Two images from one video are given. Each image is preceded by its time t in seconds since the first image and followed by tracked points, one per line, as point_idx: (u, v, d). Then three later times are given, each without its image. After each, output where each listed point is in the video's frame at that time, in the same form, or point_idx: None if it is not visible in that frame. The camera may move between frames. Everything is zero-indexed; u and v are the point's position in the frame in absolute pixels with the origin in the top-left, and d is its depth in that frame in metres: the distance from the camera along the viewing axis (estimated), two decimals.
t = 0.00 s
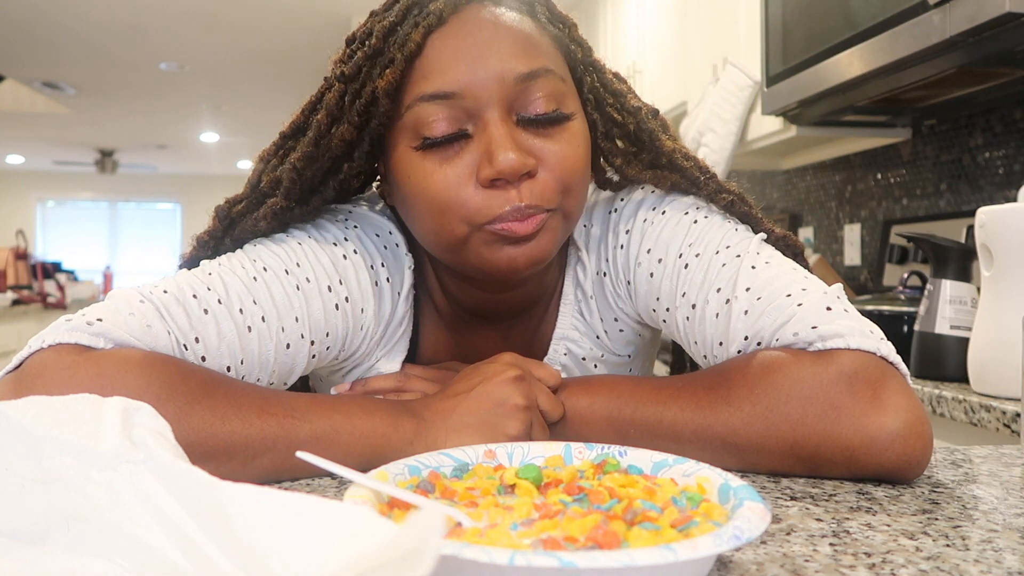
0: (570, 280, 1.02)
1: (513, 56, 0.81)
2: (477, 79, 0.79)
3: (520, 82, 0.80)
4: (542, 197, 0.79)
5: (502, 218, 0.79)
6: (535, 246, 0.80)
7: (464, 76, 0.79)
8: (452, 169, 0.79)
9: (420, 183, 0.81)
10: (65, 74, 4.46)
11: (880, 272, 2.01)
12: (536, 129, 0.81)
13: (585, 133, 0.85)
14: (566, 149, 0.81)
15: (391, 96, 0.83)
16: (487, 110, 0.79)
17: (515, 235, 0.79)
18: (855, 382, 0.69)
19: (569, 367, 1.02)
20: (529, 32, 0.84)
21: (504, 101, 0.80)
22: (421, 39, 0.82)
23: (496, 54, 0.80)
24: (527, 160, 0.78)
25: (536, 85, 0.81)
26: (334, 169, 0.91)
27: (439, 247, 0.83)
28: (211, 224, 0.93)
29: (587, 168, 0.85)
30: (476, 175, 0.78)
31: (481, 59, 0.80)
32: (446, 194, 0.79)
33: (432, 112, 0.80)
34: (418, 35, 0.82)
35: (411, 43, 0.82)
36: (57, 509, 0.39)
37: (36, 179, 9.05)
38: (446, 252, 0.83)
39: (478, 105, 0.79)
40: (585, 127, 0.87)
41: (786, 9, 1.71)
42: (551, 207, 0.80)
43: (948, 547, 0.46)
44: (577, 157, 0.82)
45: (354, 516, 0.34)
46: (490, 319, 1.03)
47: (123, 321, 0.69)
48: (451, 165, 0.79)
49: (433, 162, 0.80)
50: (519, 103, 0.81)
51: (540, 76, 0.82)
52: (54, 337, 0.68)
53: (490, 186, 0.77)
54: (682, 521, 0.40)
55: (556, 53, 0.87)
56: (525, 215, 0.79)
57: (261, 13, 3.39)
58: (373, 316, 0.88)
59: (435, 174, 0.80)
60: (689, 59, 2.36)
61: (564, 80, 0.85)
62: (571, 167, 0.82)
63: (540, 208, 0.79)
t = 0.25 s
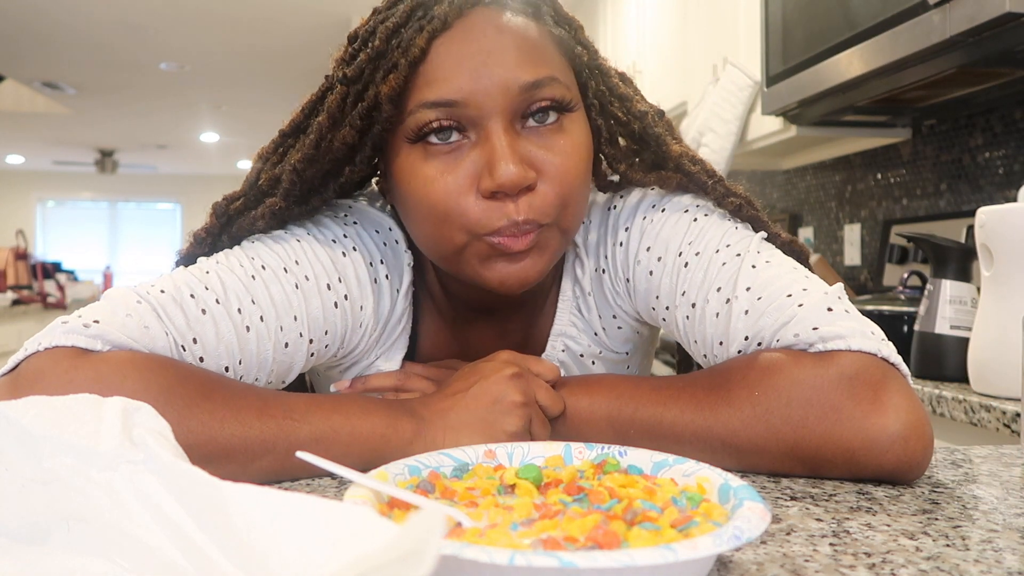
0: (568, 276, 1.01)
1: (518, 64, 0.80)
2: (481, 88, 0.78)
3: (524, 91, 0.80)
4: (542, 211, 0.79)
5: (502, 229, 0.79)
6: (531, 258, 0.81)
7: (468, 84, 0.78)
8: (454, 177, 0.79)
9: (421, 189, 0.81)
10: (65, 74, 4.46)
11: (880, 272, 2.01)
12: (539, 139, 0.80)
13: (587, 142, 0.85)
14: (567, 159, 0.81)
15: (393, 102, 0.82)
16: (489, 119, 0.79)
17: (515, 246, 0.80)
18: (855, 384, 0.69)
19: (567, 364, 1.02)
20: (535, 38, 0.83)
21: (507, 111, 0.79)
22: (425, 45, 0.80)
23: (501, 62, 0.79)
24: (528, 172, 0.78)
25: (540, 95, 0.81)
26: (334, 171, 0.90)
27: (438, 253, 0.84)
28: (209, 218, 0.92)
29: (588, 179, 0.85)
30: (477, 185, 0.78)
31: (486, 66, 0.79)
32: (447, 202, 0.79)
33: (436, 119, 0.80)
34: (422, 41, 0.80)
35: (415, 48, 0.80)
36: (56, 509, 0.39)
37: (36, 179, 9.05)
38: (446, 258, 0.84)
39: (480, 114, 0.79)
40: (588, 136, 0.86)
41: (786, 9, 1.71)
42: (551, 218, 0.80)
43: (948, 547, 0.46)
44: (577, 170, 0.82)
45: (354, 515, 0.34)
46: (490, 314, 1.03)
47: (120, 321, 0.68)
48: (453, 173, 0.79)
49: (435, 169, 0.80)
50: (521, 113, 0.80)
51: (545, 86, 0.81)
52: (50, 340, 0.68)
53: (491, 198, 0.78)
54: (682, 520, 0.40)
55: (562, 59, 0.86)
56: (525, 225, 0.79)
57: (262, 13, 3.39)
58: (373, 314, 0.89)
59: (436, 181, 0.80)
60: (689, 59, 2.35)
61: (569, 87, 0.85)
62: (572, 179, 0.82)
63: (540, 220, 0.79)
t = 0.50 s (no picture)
0: (564, 270, 1.01)
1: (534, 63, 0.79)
2: (496, 85, 0.78)
3: (538, 93, 0.79)
4: (543, 214, 0.79)
5: (503, 228, 0.79)
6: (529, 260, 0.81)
7: (483, 80, 0.78)
8: (459, 171, 0.79)
9: (426, 180, 0.81)
10: (65, 74, 4.46)
11: (880, 272, 2.01)
12: (547, 141, 0.80)
13: (594, 145, 0.85)
14: (573, 163, 0.81)
15: (407, 91, 0.81)
16: (500, 118, 0.79)
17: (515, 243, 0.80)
18: (853, 385, 0.69)
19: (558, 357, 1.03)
20: (554, 39, 0.82)
21: (519, 110, 0.79)
22: (444, 37, 0.79)
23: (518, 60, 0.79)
24: (533, 174, 0.77)
25: (552, 97, 0.80)
26: (341, 157, 0.89)
27: (437, 245, 0.84)
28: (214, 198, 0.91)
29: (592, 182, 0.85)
30: (481, 182, 0.78)
31: (502, 63, 0.78)
32: (451, 197, 0.79)
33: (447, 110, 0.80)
34: (442, 33, 0.80)
35: (434, 40, 0.79)
36: (56, 509, 0.38)
37: (37, 179, 9.05)
38: (445, 251, 0.84)
39: (492, 112, 0.78)
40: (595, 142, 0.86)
41: (786, 9, 1.71)
42: (552, 221, 0.80)
43: (948, 547, 0.46)
44: (582, 175, 0.82)
45: (354, 515, 0.34)
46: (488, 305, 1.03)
47: (114, 324, 0.68)
48: (459, 167, 0.79)
49: (442, 161, 0.80)
50: (532, 115, 0.80)
51: (558, 90, 0.81)
52: (44, 344, 0.68)
53: (494, 196, 0.78)
54: (683, 520, 0.40)
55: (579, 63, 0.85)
56: (526, 224, 0.79)
57: (262, 13, 3.39)
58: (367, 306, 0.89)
59: (441, 175, 0.80)
60: (690, 59, 2.35)
61: (581, 90, 0.84)
62: (575, 184, 0.82)
63: (540, 223, 0.79)
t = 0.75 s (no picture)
0: (571, 262, 1.00)
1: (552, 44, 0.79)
2: (512, 63, 0.78)
3: (554, 74, 0.79)
4: (551, 197, 0.79)
5: (509, 209, 0.79)
6: (535, 241, 0.81)
7: (501, 58, 0.78)
8: (470, 149, 0.79)
9: (437, 157, 0.81)
10: (65, 74, 4.46)
11: (880, 272, 2.01)
12: (559, 125, 0.80)
13: (607, 134, 0.85)
14: (583, 149, 0.81)
15: (425, 65, 0.81)
16: (516, 97, 0.78)
17: (520, 224, 0.80)
18: (855, 384, 0.69)
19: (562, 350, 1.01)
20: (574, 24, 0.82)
21: (534, 92, 0.79)
22: (466, 14, 0.79)
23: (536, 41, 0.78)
24: (542, 156, 0.77)
25: (569, 82, 0.80)
26: (358, 129, 0.90)
27: (445, 224, 0.84)
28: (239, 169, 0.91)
29: (604, 164, 0.84)
30: (491, 161, 0.78)
31: (520, 43, 0.78)
32: (460, 175, 0.79)
33: (461, 84, 0.79)
34: (463, 11, 0.79)
35: (456, 16, 0.79)
36: (56, 509, 0.38)
37: (37, 180, 9.05)
38: (452, 230, 0.84)
39: (508, 89, 0.78)
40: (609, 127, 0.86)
41: (786, 9, 1.71)
42: (559, 205, 0.80)
43: (948, 547, 0.46)
44: (592, 158, 0.82)
45: (353, 516, 0.34)
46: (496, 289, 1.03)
47: (123, 320, 0.68)
48: (470, 146, 0.79)
49: (455, 136, 0.80)
50: (548, 96, 0.80)
51: (575, 73, 0.80)
52: (59, 335, 0.69)
53: (504, 174, 0.78)
54: (683, 520, 0.40)
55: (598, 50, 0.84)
56: (532, 205, 0.79)
57: (263, 13, 3.39)
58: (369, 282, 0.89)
59: (452, 150, 0.79)
60: (690, 59, 2.35)
61: (598, 78, 0.84)
62: (584, 170, 0.81)
63: (546, 205, 0.79)
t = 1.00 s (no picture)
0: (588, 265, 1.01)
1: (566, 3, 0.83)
2: (529, 9, 0.82)
3: (571, 25, 0.82)
4: (554, 140, 0.78)
5: (508, 144, 0.78)
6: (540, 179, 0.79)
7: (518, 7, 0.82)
8: (479, 86, 0.80)
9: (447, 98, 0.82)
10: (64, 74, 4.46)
11: (880, 272, 2.01)
12: (572, 79, 0.81)
13: (628, 94, 0.86)
14: (595, 107, 0.80)
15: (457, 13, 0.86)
16: (530, 41, 0.82)
17: (519, 161, 0.78)
18: (862, 376, 0.69)
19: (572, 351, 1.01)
20: None
21: (548, 42, 0.82)
22: None
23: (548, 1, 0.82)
24: (547, 98, 0.77)
25: (584, 35, 0.83)
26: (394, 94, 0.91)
27: (450, 169, 0.83)
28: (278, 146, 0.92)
29: (622, 123, 0.84)
30: (496, 97, 0.78)
31: None
32: (464, 109, 0.80)
33: (481, 30, 0.83)
34: None
35: None
36: (57, 509, 0.39)
37: (37, 180, 9.05)
38: (457, 176, 0.83)
39: (523, 34, 0.82)
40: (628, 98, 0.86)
41: (786, 9, 1.71)
42: (564, 154, 0.79)
43: (948, 547, 0.46)
44: (605, 112, 0.81)
45: (352, 516, 0.34)
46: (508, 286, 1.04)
47: (137, 329, 0.69)
48: (479, 85, 0.80)
49: (467, 77, 0.82)
50: (563, 48, 0.83)
51: (591, 28, 0.83)
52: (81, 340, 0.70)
53: (505, 112, 0.78)
54: (683, 520, 0.40)
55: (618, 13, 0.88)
56: (533, 147, 0.78)
57: (262, 14, 3.39)
58: (377, 273, 0.88)
59: (460, 91, 0.81)
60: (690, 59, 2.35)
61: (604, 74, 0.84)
62: (595, 124, 0.80)
63: (548, 149, 0.78)
